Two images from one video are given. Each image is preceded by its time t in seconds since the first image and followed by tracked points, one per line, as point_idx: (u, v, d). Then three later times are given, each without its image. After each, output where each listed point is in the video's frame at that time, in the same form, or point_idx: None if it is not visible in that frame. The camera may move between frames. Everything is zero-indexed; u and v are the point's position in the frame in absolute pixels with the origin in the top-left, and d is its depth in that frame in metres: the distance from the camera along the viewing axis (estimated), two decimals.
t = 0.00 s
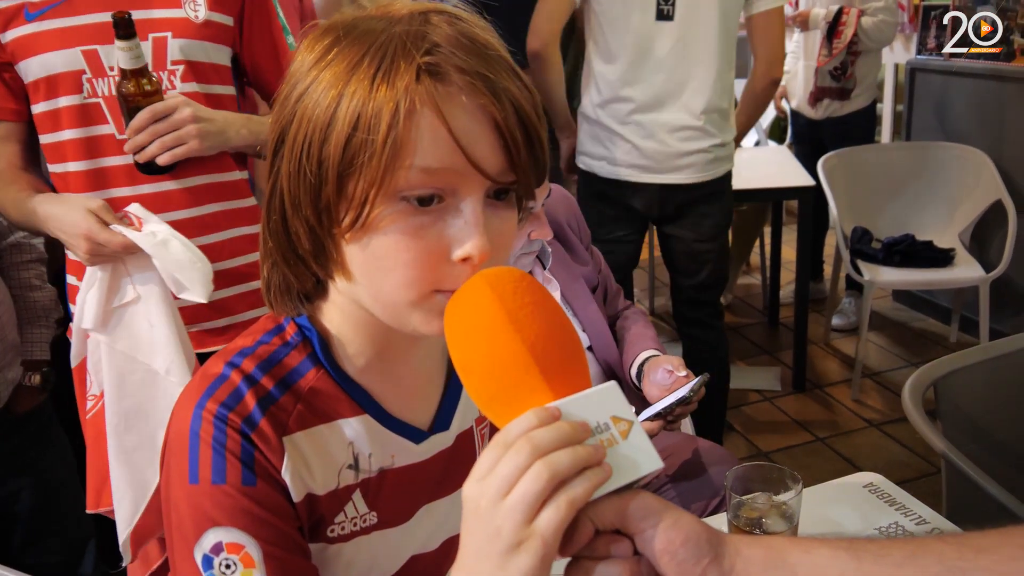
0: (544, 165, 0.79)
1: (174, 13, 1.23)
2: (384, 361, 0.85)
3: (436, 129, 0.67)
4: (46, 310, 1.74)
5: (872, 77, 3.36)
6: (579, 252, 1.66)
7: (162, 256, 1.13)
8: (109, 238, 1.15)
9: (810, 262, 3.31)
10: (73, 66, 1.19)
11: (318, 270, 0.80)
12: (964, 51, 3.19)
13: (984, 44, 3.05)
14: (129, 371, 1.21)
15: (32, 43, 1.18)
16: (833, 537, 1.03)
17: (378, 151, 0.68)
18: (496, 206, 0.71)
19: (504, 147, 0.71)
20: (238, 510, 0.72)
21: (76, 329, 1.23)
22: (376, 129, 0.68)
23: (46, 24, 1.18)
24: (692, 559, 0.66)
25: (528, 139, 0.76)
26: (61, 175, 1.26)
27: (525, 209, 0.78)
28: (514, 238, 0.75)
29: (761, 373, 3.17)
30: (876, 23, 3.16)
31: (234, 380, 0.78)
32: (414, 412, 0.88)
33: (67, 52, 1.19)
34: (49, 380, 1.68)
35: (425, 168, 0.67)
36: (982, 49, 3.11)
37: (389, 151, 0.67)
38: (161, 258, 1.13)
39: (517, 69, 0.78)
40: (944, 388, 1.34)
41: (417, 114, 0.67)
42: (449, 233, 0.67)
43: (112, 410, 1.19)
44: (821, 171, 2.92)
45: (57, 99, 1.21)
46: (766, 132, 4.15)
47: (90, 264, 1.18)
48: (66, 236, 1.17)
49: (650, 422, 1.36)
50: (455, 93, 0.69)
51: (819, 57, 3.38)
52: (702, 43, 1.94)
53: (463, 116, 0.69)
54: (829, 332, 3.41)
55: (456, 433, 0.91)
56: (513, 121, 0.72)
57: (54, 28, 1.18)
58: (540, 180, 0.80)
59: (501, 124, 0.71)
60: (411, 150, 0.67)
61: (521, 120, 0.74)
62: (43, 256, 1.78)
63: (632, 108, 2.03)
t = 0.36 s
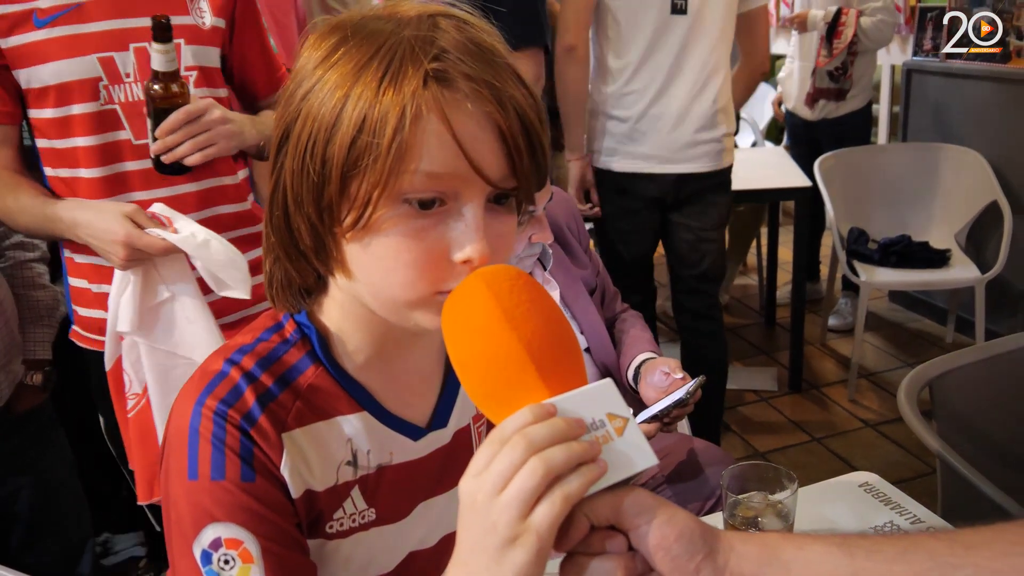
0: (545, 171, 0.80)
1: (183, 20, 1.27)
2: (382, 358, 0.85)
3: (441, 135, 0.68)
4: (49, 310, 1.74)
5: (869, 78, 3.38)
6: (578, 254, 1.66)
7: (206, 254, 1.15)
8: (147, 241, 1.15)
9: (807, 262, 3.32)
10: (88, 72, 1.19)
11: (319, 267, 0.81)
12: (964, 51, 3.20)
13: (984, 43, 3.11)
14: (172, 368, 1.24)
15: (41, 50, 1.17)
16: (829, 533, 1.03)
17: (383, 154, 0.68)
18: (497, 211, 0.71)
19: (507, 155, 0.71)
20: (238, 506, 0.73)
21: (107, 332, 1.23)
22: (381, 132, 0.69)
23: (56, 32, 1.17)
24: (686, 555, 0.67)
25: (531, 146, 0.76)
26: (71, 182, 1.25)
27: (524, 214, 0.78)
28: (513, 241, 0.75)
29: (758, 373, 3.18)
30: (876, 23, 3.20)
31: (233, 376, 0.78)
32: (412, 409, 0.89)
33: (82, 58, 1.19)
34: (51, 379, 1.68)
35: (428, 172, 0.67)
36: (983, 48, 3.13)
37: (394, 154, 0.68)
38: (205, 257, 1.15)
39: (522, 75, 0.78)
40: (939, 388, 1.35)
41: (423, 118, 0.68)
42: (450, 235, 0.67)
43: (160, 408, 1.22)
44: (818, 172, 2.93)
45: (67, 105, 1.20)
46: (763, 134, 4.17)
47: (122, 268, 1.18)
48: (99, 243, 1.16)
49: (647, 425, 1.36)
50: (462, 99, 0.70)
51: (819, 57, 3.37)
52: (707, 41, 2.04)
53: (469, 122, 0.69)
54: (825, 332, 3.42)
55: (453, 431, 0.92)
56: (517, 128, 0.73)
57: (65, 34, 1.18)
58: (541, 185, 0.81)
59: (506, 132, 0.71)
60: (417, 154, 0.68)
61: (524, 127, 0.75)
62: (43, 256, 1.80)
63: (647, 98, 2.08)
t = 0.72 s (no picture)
0: (542, 163, 0.80)
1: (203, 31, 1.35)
2: (381, 351, 0.86)
3: (440, 129, 0.68)
4: (49, 312, 1.74)
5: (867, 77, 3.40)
6: (577, 256, 1.67)
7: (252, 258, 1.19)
8: (196, 246, 1.17)
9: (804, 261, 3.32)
10: (128, 75, 1.24)
11: (318, 266, 0.81)
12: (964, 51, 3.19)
13: (984, 44, 3.09)
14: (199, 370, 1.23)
15: (80, 49, 1.21)
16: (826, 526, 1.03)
17: (382, 151, 0.68)
18: (496, 202, 0.72)
19: (506, 147, 0.72)
20: (240, 500, 0.73)
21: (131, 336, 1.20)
22: (380, 129, 0.69)
23: (97, 32, 1.21)
24: (684, 546, 0.67)
25: (528, 139, 0.77)
26: (101, 179, 1.28)
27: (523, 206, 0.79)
28: (512, 233, 0.76)
29: (756, 373, 3.18)
30: (882, 20, 3.21)
31: (233, 372, 0.79)
32: (412, 403, 0.89)
33: (120, 61, 1.23)
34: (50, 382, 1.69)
35: (428, 166, 0.68)
36: (983, 48, 3.11)
37: (394, 151, 0.68)
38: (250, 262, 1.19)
39: (515, 68, 0.79)
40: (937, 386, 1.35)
41: (421, 114, 0.68)
42: (451, 230, 0.68)
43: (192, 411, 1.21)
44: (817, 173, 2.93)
45: (103, 105, 1.23)
46: (761, 134, 4.17)
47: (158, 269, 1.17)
48: (145, 246, 1.15)
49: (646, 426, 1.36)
50: (459, 93, 0.70)
51: (826, 55, 3.34)
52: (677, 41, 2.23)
53: (467, 116, 0.69)
54: (824, 333, 3.42)
55: (453, 424, 0.92)
56: (514, 121, 0.73)
57: (107, 36, 1.21)
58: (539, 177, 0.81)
59: (503, 124, 0.72)
60: (416, 149, 0.68)
61: (521, 120, 0.75)
62: (46, 257, 1.80)
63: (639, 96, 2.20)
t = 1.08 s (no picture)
0: (533, 149, 0.82)
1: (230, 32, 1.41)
2: (385, 350, 0.88)
3: (437, 118, 0.69)
4: (48, 313, 1.75)
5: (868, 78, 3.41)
6: (579, 259, 1.68)
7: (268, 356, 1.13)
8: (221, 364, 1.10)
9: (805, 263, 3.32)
10: (161, 68, 1.28)
11: (317, 272, 0.82)
12: (964, 51, 3.19)
13: (984, 43, 3.09)
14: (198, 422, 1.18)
15: (116, 43, 1.25)
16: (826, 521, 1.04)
17: (382, 146, 0.69)
18: (495, 186, 0.73)
19: (500, 130, 0.74)
20: (247, 500, 0.73)
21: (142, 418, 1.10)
22: (378, 125, 0.69)
23: (133, 27, 1.26)
24: (687, 538, 0.68)
25: (520, 124, 0.79)
26: (131, 172, 1.31)
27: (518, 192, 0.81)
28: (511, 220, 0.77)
29: (757, 373, 3.19)
30: (884, 20, 3.23)
31: (239, 374, 0.80)
32: (419, 404, 0.90)
33: (155, 54, 1.27)
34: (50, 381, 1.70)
35: (430, 154, 0.69)
36: (983, 48, 3.11)
37: (394, 144, 0.69)
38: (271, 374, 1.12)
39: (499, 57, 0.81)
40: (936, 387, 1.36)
41: (419, 105, 0.69)
42: (454, 220, 0.69)
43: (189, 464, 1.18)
44: (817, 174, 2.94)
45: (136, 97, 1.28)
46: (761, 135, 4.18)
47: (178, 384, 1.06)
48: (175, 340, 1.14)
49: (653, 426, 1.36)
50: (452, 82, 0.72)
51: (830, 55, 3.34)
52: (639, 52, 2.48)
53: (462, 104, 0.71)
54: (824, 333, 3.43)
55: (461, 424, 0.92)
56: (506, 107, 0.75)
57: (143, 30, 1.26)
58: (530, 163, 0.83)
59: (495, 109, 0.73)
60: (416, 139, 0.69)
61: (513, 107, 0.77)
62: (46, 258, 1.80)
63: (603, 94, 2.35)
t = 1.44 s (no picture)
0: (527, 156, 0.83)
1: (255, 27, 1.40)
2: (388, 359, 0.88)
3: (435, 131, 0.70)
4: (57, 316, 1.76)
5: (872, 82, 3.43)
6: (582, 263, 1.68)
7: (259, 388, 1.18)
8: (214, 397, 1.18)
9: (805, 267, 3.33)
10: (179, 62, 1.29)
11: (314, 280, 0.82)
12: (964, 51, 3.19)
13: (984, 44, 3.10)
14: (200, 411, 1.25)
15: (134, 40, 1.27)
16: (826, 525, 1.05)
17: (381, 158, 0.69)
18: (492, 195, 0.74)
19: (496, 141, 0.75)
20: (253, 509, 0.74)
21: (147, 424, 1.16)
22: (377, 137, 0.70)
23: (152, 24, 1.27)
24: (690, 541, 0.68)
25: (516, 132, 0.79)
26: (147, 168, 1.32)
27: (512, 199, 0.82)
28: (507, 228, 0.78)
29: (756, 377, 3.20)
30: (887, 19, 3.24)
31: (244, 384, 0.81)
32: (421, 410, 0.91)
33: (174, 48, 1.28)
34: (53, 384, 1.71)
35: (429, 167, 0.70)
36: (983, 48, 3.11)
37: (393, 157, 0.69)
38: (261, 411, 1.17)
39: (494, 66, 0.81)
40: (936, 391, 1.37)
41: (419, 118, 0.70)
42: (454, 231, 0.70)
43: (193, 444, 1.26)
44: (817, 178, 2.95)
45: (153, 92, 1.29)
46: (761, 139, 4.19)
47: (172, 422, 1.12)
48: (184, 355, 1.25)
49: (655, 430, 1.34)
50: (450, 94, 0.72)
51: (837, 60, 3.36)
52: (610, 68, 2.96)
53: (460, 116, 0.72)
54: (824, 337, 3.44)
55: (463, 429, 0.93)
56: (502, 117, 0.76)
57: (162, 27, 1.28)
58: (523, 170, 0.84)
59: (492, 119, 0.74)
60: (415, 152, 0.70)
61: (508, 116, 0.78)
62: (52, 263, 1.78)
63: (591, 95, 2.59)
